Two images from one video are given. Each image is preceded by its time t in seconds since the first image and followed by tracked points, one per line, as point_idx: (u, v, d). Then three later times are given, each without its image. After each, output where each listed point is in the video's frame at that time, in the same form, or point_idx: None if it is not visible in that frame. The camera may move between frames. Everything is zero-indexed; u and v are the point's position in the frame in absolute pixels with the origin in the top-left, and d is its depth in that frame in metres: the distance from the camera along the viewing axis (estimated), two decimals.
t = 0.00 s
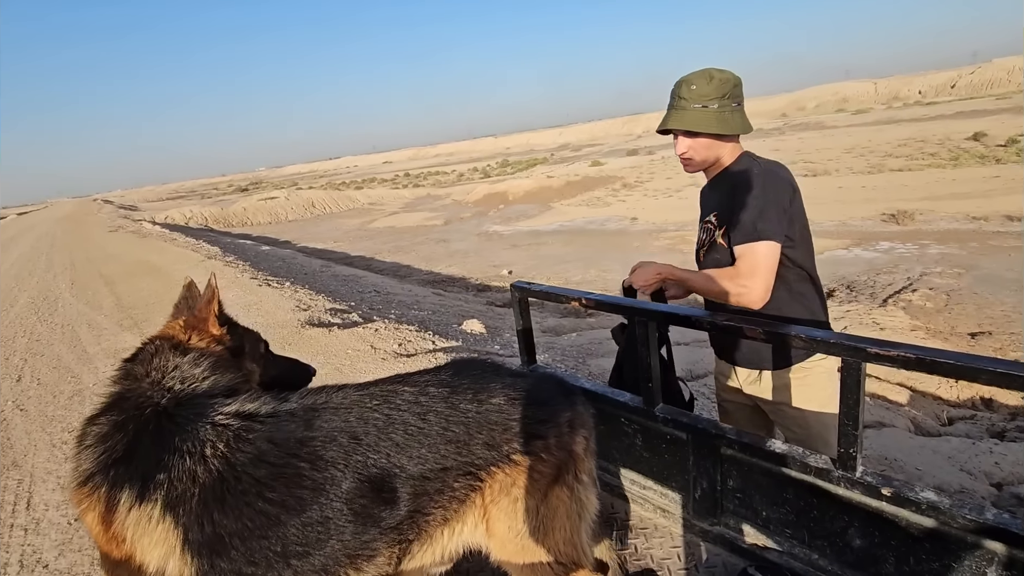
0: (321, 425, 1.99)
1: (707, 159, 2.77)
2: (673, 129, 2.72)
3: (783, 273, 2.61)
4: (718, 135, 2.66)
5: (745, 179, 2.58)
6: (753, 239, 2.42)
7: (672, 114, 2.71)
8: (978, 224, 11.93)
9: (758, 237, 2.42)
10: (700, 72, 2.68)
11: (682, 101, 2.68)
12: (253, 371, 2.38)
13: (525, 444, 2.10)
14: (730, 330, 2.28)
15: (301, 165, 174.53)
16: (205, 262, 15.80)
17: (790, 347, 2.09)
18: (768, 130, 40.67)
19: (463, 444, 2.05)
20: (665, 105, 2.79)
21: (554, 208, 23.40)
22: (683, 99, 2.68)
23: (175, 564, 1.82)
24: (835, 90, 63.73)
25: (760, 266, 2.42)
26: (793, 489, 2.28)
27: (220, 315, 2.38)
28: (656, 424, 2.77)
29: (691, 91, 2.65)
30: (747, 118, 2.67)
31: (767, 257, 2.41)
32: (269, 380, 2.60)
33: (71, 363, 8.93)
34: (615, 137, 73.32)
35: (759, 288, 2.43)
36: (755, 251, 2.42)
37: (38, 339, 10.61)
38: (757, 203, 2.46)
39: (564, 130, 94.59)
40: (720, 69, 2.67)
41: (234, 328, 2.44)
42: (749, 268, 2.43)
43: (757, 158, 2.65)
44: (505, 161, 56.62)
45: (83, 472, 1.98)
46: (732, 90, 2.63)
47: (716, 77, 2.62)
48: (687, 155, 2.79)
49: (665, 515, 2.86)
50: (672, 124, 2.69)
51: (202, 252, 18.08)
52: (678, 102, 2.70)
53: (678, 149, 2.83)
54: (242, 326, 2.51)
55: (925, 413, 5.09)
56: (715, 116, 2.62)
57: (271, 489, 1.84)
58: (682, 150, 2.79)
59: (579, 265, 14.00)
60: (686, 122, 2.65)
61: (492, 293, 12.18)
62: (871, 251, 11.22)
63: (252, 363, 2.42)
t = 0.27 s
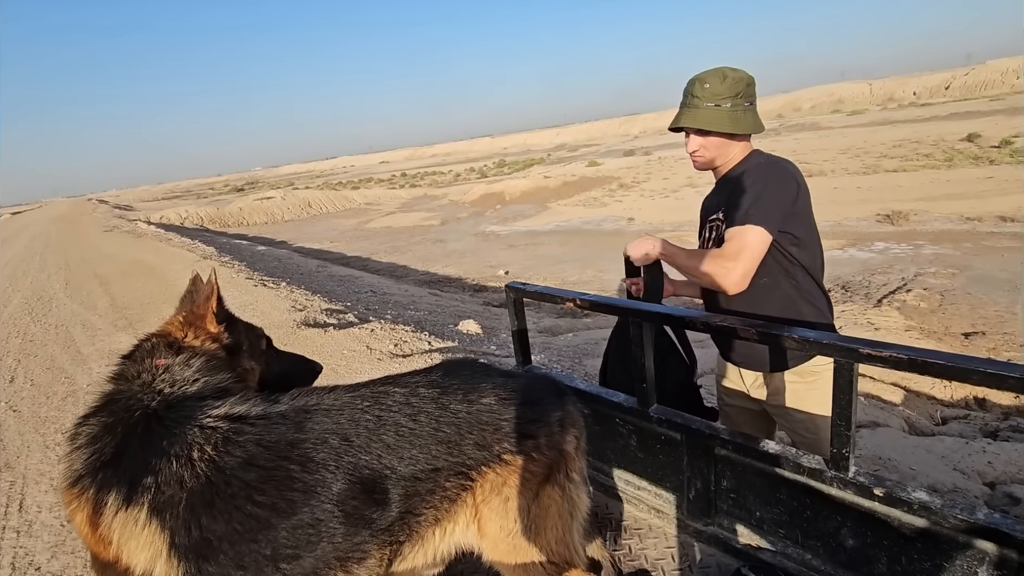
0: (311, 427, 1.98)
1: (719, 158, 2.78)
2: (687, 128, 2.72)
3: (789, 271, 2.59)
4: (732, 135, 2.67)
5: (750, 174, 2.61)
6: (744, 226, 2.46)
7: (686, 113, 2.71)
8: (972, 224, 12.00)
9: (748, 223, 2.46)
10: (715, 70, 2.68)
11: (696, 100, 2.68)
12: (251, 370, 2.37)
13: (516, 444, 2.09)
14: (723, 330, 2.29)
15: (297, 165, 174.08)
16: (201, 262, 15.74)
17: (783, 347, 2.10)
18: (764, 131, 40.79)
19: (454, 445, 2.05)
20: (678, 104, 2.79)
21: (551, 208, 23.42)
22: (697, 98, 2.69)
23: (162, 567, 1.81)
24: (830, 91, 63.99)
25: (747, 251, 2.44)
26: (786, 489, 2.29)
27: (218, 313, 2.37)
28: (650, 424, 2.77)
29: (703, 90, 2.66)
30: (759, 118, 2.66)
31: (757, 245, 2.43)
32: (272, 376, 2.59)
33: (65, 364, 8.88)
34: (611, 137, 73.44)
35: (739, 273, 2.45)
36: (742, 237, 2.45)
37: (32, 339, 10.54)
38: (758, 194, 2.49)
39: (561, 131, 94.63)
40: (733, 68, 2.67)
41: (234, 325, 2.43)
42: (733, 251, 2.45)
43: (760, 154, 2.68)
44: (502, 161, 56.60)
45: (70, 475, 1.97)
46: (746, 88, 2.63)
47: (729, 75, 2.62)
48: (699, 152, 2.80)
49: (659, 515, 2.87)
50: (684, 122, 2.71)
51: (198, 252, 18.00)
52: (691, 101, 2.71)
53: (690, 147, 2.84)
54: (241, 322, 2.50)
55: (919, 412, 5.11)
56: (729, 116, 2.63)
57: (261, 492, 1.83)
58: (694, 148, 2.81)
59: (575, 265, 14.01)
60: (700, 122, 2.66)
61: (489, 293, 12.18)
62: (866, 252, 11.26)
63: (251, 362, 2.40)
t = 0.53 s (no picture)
0: (311, 425, 1.98)
1: (777, 154, 2.67)
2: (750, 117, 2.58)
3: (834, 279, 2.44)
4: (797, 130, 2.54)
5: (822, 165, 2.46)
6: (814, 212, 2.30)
7: (750, 101, 2.58)
8: (968, 228, 12.05)
9: (820, 211, 2.30)
10: (786, 58, 2.56)
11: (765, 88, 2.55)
12: (252, 366, 2.37)
13: (516, 444, 2.10)
14: (720, 330, 2.30)
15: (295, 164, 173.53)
16: (198, 261, 15.70)
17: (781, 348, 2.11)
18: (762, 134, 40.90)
19: (454, 444, 2.05)
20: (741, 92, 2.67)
21: (550, 209, 23.43)
22: (765, 86, 2.55)
23: (161, 564, 1.81)
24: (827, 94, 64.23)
25: (809, 239, 2.28)
26: (783, 490, 2.30)
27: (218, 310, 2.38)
28: (648, 424, 2.78)
29: (773, 78, 2.53)
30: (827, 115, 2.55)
31: (819, 238, 2.29)
32: (273, 374, 2.59)
33: (61, 361, 8.85)
34: (609, 138, 73.55)
35: (795, 261, 2.30)
36: (812, 225, 2.29)
37: (27, 337, 10.49)
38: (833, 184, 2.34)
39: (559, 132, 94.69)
40: (805, 58, 2.56)
41: (234, 321, 2.43)
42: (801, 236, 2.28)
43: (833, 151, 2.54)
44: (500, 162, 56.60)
45: (70, 470, 1.97)
46: (818, 81, 2.51)
47: (802, 65, 2.49)
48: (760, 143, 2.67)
49: (657, 515, 2.87)
50: (748, 110, 2.56)
51: (195, 250, 17.95)
52: (758, 88, 2.57)
53: (747, 138, 2.71)
54: (242, 319, 2.50)
55: (916, 415, 5.13)
56: (798, 108, 2.50)
57: (260, 490, 1.83)
58: (752, 143, 2.69)
59: (573, 266, 14.02)
60: (766, 111, 2.52)
61: (487, 294, 12.17)
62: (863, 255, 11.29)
63: (251, 358, 2.40)
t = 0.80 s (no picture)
0: (307, 425, 1.97)
1: (857, 155, 2.45)
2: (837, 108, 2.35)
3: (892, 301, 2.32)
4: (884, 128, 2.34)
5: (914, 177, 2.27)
6: (912, 237, 2.11)
7: (839, 89, 2.36)
8: (966, 236, 12.08)
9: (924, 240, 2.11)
10: (882, 48, 2.35)
11: (856, 77, 2.34)
12: (251, 363, 2.38)
13: (513, 445, 2.10)
14: (720, 334, 2.30)
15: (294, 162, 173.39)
16: (196, 258, 15.67)
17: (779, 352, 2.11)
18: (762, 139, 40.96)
19: (451, 445, 2.04)
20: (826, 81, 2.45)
21: (549, 211, 23.44)
22: (858, 75, 2.34)
23: (155, 563, 1.80)
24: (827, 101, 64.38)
25: (903, 268, 2.11)
26: (779, 494, 2.30)
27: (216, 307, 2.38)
28: (645, 427, 2.77)
29: (868, 67, 2.32)
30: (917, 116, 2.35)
31: (912, 266, 2.11)
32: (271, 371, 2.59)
33: (57, 357, 8.82)
34: (609, 141, 73.62)
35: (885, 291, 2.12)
36: (906, 252, 2.11)
37: (23, 331, 10.46)
38: (932, 203, 2.14)
39: (559, 134, 94.76)
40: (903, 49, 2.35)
41: (232, 318, 2.43)
42: (896, 265, 2.10)
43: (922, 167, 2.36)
44: (500, 163, 56.58)
45: (64, 466, 1.96)
46: (916, 75, 2.30)
47: (901, 57, 2.29)
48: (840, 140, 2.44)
49: (652, 518, 2.87)
50: (836, 99, 2.34)
51: (193, 247, 17.93)
52: (850, 77, 2.36)
53: (826, 133, 2.48)
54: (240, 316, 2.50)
55: (912, 422, 5.12)
56: (890, 105, 2.29)
57: (256, 489, 1.83)
58: (833, 137, 2.45)
59: (572, 268, 14.01)
60: (857, 103, 2.30)
61: (485, 295, 12.16)
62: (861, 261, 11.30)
63: (250, 355, 2.40)
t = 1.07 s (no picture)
0: (307, 419, 1.97)
1: (898, 164, 2.26)
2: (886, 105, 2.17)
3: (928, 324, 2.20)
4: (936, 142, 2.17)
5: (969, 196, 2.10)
6: (961, 261, 1.95)
7: (892, 87, 2.18)
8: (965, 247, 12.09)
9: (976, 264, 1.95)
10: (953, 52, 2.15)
11: (913, 78, 2.15)
12: (250, 359, 2.47)
13: (512, 446, 2.10)
14: (718, 337, 2.31)
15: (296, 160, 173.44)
16: (196, 253, 15.67)
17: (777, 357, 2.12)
18: (763, 146, 41.02)
19: (451, 443, 2.05)
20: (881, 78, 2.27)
21: (549, 214, 23.45)
22: (918, 75, 2.14)
23: (154, 552, 1.82)
24: (829, 109, 64.45)
25: (944, 293, 1.97)
26: (774, 499, 2.30)
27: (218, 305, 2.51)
28: (642, 430, 2.78)
29: (930, 68, 2.13)
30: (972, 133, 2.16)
31: (954, 294, 1.98)
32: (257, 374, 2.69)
33: (54, 349, 8.81)
34: (611, 145, 73.70)
35: (923, 315, 1.98)
36: (952, 274, 1.97)
37: (21, 323, 10.45)
38: (985, 225, 1.98)
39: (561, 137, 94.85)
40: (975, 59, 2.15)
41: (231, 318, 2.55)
42: (936, 289, 1.97)
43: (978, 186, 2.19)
44: (501, 165, 56.63)
45: (65, 454, 1.97)
46: (979, 90, 2.11)
47: (968, 65, 2.09)
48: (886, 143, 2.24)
49: (648, 521, 2.87)
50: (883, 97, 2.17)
51: (193, 243, 17.94)
52: (907, 76, 2.17)
53: (867, 134, 2.29)
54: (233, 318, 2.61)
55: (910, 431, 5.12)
56: (944, 115, 2.11)
57: (254, 481, 1.83)
58: (879, 140, 2.25)
59: (572, 271, 14.01)
60: (908, 104, 2.12)
61: (484, 296, 12.16)
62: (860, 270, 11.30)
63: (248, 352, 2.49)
